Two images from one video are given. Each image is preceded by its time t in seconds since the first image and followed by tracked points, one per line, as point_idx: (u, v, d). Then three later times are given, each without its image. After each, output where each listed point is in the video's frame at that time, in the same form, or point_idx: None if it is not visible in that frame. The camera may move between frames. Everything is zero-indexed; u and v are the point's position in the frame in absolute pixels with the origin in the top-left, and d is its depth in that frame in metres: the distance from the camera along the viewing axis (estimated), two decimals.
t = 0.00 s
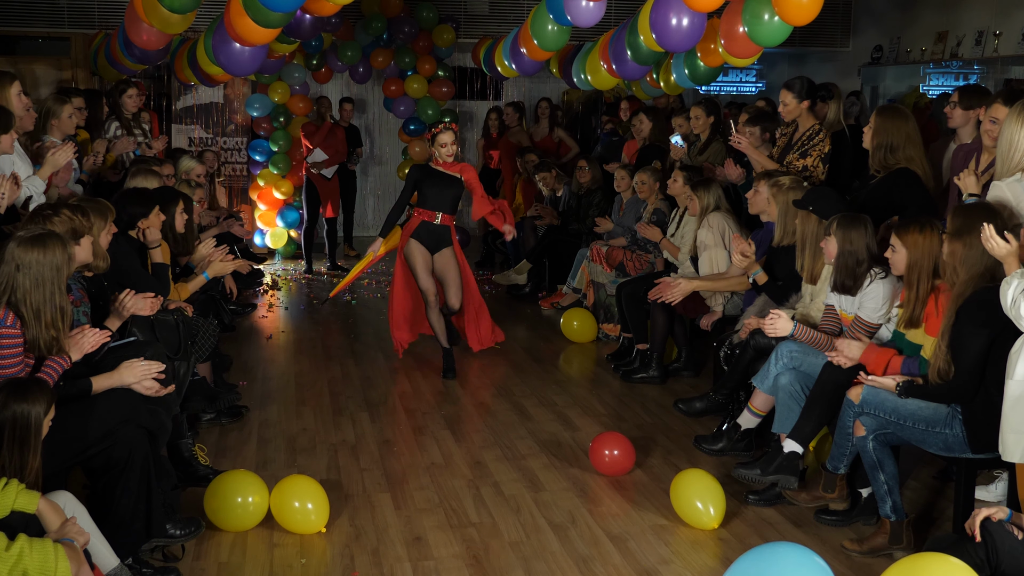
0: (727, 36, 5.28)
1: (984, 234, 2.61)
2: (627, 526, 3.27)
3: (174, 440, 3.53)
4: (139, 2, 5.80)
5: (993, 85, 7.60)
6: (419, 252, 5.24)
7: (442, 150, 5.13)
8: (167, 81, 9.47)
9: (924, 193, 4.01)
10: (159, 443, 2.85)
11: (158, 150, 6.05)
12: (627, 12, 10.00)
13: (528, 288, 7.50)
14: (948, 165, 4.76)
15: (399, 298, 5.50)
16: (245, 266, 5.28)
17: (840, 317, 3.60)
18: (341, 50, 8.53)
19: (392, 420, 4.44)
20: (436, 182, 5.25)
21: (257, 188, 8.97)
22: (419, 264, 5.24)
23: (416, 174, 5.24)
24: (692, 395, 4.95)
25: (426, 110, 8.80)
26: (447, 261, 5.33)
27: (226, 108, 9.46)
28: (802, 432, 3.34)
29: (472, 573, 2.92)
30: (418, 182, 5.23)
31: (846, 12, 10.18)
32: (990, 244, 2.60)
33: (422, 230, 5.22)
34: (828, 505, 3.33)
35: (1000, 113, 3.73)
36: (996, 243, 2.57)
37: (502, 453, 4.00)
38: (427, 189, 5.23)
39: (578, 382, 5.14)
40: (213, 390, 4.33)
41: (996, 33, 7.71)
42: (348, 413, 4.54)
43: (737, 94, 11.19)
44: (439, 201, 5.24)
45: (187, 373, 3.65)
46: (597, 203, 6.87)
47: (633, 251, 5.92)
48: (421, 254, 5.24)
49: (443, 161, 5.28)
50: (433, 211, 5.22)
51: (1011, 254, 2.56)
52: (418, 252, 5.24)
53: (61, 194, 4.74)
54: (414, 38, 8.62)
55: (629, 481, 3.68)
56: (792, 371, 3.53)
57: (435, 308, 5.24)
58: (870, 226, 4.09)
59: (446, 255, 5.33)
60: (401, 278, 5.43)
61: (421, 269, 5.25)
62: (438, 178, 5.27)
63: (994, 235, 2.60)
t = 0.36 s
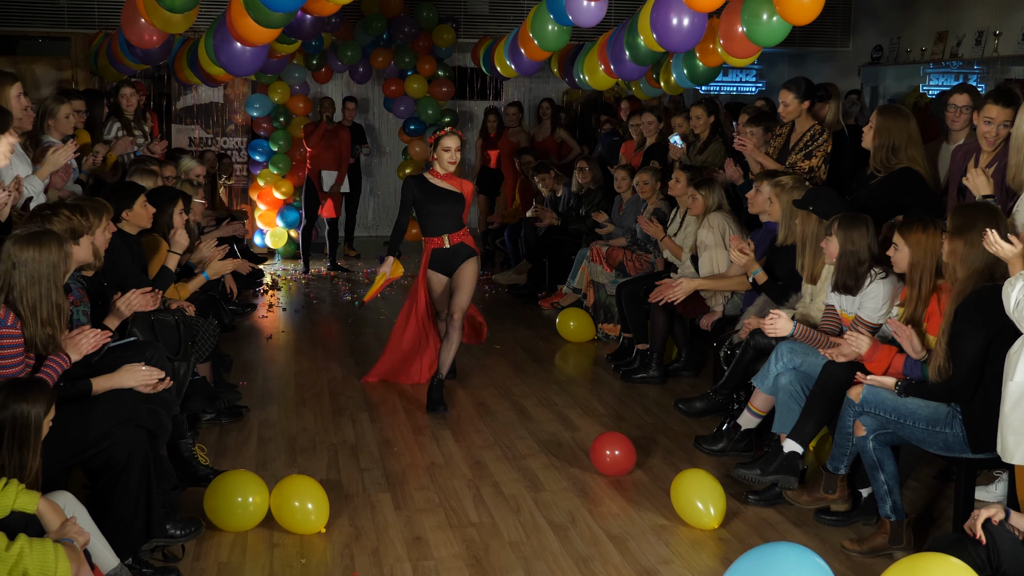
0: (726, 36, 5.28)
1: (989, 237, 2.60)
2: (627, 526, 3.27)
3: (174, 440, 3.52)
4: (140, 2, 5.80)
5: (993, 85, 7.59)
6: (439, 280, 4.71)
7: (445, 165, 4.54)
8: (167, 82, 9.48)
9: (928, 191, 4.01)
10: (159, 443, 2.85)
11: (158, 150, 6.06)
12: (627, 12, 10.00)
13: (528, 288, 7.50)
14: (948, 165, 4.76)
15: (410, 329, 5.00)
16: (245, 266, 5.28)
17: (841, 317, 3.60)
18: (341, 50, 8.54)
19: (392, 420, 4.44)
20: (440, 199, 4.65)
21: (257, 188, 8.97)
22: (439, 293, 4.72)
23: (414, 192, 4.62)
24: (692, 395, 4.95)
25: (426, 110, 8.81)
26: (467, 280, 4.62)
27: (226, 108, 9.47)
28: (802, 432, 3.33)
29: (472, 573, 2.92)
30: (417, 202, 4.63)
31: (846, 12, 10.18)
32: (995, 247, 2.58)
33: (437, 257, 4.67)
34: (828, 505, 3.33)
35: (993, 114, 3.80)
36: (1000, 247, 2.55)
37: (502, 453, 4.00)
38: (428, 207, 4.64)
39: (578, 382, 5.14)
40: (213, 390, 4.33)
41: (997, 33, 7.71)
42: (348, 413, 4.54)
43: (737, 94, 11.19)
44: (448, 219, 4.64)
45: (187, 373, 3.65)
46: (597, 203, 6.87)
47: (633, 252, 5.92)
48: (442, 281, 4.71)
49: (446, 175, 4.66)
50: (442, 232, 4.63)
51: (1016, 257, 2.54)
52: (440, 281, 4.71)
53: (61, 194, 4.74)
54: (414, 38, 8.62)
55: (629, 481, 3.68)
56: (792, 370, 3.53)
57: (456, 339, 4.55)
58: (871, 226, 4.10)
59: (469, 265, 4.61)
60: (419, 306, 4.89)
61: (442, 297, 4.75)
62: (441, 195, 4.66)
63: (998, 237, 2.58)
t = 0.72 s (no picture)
0: (726, 36, 5.27)
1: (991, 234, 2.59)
2: (627, 527, 3.27)
3: (174, 440, 3.53)
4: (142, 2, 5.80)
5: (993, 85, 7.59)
6: (441, 264, 4.44)
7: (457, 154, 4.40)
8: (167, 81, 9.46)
9: (931, 189, 4.03)
10: (159, 443, 2.85)
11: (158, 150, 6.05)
12: (627, 12, 10.00)
13: (528, 288, 7.50)
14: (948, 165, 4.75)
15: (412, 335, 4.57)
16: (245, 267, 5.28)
17: (840, 318, 3.60)
18: (341, 50, 8.54)
19: (391, 420, 4.44)
20: (452, 182, 4.45)
21: (257, 188, 8.97)
22: (442, 278, 4.43)
23: (425, 174, 4.46)
24: (692, 395, 4.95)
25: (426, 110, 8.80)
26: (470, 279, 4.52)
27: (226, 108, 9.48)
28: (802, 432, 3.33)
29: (472, 573, 2.92)
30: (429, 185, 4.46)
31: (846, 12, 10.18)
32: (996, 245, 2.57)
33: (446, 244, 4.45)
34: (828, 504, 3.33)
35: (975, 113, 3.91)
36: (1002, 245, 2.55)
37: (502, 453, 4.00)
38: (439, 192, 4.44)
39: (577, 382, 5.14)
40: (213, 390, 4.33)
41: (996, 33, 7.71)
42: (348, 413, 4.54)
43: (736, 95, 11.20)
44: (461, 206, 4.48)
45: (187, 372, 3.65)
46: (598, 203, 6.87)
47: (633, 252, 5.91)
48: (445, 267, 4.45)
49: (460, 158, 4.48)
50: (456, 221, 4.46)
51: (1019, 255, 2.53)
52: (442, 266, 4.45)
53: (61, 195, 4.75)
54: (414, 38, 8.62)
55: (630, 481, 3.68)
56: (792, 371, 3.53)
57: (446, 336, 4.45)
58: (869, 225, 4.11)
59: (472, 267, 4.52)
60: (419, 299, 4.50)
61: (448, 284, 4.43)
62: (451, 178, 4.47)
63: (999, 235, 2.57)
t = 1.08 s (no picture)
0: (726, 36, 5.27)
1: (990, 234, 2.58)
2: (627, 527, 3.27)
3: (174, 440, 3.53)
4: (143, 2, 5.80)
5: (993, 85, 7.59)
6: (462, 296, 3.82)
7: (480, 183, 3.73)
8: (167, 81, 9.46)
9: (929, 188, 4.04)
10: (159, 443, 2.85)
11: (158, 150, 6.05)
12: (627, 12, 10.00)
13: (529, 288, 7.50)
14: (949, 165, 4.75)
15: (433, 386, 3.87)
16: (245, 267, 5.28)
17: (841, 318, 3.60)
18: (341, 50, 8.54)
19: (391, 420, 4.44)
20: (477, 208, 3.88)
21: (257, 188, 8.98)
22: (461, 311, 3.81)
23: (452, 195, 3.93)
24: (692, 395, 4.95)
25: (426, 110, 8.80)
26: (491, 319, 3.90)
27: (226, 108, 9.48)
28: (802, 432, 3.33)
29: (472, 573, 2.92)
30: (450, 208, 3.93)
31: (846, 12, 10.18)
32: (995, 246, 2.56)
33: (468, 272, 3.83)
34: (828, 505, 3.32)
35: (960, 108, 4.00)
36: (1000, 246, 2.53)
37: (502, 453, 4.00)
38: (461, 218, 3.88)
39: (577, 382, 5.14)
40: (214, 390, 4.33)
41: (997, 33, 7.70)
42: (349, 413, 4.54)
43: (737, 94, 11.19)
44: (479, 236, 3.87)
45: (187, 372, 3.65)
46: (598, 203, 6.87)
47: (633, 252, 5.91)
48: (465, 300, 3.83)
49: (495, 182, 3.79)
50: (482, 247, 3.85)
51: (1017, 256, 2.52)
52: (462, 300, 3.82)
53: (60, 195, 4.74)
54: (414, 38, 8.62)
55: (630, 481, 3.68)
56: (792, 371, 3.53)
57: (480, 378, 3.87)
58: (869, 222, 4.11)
59: (492, 304, 3.89)
60: (447, 342, 3.80)
61: (465, 322, 3.82)
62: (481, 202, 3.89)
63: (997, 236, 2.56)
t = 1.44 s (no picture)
0: (727, 36, 5.27)
1: (988, 235, 2.57)
2: (627, 527, 3.27)
3: (174, 440, 3.53)
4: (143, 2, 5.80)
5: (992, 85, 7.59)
6: (483, 316, 3.52)
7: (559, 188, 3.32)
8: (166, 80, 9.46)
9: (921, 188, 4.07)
10: (159, 443, 2.85)
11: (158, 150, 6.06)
12: (627, 12, 10.01)
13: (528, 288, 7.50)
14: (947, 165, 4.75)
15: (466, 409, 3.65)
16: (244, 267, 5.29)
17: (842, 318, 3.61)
18: (341, 50, 8.54)
19: (391, 420, 4.44)
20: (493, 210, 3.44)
21: (257, 188, 8.98)
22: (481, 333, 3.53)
23: (459, 202, 3.42)
24: (692, 395, 4.95)
25: (426, 110, 8.79)
26: (523, 320, 3.44)
27: (226, 108, 9.49)
28: (802, 432, 3.33)
29: (472, 574, 2.92)
30: (463, 220, 3.42)
31: (846, 12, 10.19)
32: (993, 246, 2.55)
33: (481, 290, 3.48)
34: (828, 504, 3.33)
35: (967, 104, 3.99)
36: (999, 246, 2.53)
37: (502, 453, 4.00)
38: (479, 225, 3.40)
39: (578, 382, 5.14)
40: (214, 391, 4.34)
41: (996, 33, 7.70)
42: (349, 412, 4.54)
43: (737, 94, 11.20)
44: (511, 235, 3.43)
45: (187, 373, 3.65)
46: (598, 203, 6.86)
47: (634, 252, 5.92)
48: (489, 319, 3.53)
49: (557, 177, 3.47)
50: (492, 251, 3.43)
51: (1016, 256, 2.52)
52: (483, 318, 3.53)
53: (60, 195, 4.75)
54: (414, 38, 8.62)
55: (629, 481, 3.68)
56: (792, 370, 3.54)
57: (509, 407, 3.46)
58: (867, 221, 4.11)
59: (523, 301, 3.46)
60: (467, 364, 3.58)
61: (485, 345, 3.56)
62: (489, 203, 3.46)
63: (997, 235, 2.56)
